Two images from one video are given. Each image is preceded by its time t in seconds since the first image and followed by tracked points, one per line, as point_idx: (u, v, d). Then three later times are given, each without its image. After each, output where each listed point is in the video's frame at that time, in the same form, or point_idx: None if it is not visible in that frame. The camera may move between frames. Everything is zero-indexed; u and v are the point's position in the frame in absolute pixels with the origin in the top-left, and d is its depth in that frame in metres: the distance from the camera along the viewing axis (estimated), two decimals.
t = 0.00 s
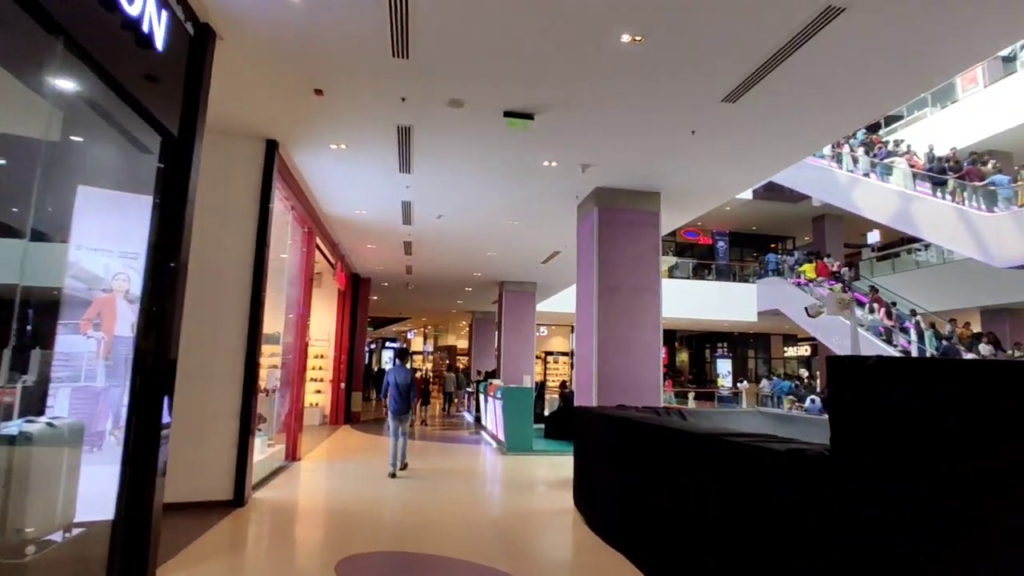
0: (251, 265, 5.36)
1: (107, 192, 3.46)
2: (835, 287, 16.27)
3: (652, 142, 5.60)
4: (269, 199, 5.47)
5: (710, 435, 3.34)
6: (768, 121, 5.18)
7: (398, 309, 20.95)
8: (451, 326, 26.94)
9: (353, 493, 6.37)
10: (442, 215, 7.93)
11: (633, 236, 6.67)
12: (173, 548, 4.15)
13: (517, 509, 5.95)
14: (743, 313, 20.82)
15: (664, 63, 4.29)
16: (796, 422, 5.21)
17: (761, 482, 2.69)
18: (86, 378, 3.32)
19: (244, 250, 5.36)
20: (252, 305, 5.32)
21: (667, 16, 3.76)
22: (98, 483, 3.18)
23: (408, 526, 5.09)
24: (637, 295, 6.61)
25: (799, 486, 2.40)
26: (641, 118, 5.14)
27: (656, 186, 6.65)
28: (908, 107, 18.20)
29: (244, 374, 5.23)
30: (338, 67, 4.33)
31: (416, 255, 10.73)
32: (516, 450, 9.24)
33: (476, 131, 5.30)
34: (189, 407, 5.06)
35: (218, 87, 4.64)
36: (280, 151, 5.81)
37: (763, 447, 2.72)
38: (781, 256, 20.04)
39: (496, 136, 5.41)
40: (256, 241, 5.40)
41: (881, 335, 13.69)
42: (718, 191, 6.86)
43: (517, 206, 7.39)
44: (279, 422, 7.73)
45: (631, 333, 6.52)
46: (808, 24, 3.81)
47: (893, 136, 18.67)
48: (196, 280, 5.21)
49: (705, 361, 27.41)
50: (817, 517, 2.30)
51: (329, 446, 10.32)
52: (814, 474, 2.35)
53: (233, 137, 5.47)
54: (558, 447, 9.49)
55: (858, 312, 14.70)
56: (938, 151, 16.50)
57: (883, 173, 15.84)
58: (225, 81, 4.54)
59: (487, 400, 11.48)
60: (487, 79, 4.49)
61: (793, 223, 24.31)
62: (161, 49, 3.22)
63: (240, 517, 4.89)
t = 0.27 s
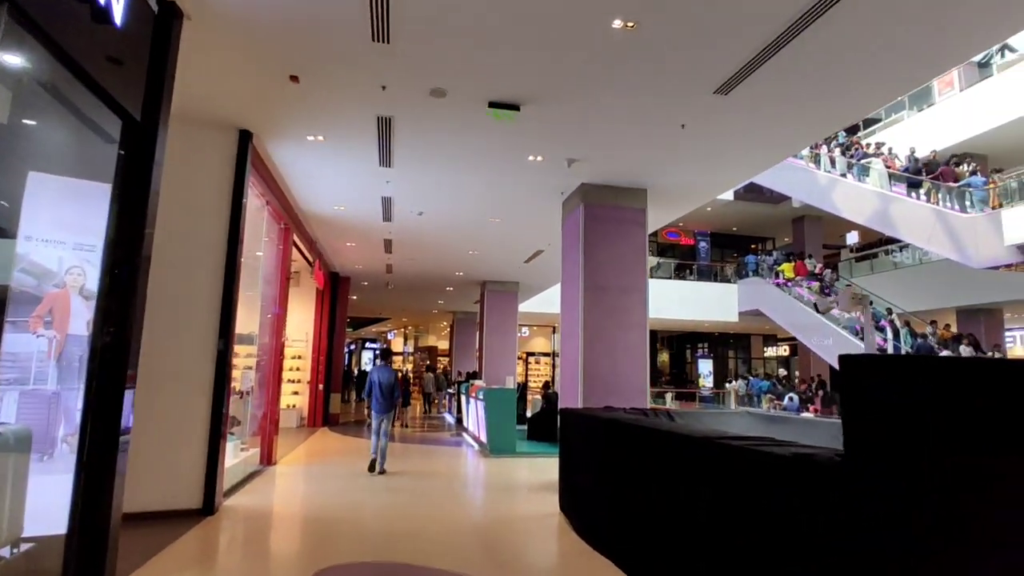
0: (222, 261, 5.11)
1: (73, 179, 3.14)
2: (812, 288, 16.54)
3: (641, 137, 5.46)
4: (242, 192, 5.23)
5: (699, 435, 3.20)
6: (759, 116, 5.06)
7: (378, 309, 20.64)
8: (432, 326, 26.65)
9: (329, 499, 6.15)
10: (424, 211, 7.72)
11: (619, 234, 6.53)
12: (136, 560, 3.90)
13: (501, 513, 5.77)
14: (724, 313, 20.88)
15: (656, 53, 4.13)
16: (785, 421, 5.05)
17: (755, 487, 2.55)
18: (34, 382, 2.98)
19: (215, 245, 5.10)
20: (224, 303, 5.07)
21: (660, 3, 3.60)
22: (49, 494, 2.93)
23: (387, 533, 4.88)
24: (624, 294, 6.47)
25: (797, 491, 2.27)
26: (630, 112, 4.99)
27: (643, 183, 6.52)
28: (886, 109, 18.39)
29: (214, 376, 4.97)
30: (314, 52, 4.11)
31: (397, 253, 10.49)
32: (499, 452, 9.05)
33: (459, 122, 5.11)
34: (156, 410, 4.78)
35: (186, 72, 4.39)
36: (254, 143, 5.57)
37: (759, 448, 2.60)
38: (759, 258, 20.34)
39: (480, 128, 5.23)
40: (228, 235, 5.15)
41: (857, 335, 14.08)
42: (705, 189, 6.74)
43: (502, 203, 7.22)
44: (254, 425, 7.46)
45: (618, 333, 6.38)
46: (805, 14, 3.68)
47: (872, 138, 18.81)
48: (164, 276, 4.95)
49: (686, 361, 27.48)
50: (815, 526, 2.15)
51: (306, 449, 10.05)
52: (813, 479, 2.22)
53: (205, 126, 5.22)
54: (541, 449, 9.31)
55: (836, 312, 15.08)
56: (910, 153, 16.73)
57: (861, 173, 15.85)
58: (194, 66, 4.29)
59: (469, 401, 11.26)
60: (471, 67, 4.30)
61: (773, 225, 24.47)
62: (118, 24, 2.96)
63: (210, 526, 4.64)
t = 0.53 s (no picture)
0: (199, 257, 4.88)
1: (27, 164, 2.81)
2: (797, 287, 16.58)
3: (635, 130, 5.31)
4: (220, 185, 5.00)
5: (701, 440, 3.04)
6: (757, 109, 4.93)
7: (364, 310, 20.36)
8: (419, 327, 26.43)
9: (312, 506, 5.93)
10: (410, 208, 7.52)
11: (612, 231, 6.37)
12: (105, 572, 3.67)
13: (491, 519, 5.59)
14: (712, 314, 20.84)
15: (653, 42, 3.98)
16: (783, 423, 4.90)
17: (765, 497, 2.38)
18: None
19: (192, 240, 4.87)
20: (200, 301, 4.83)
21: None
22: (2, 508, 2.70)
23: (372, 542, 4.68)
24: (617, 293, 6.30)
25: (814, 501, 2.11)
26: (625, 103, 4.84)
27: (636, 179, 6.37)
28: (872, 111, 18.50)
29: (190, 378, 4.73)
30: (295, 36, 3.91)
31: (383, 252, 10.27)
32: (488, 455, 8.86)
33: (448, 113, 4.92)
34: (127, 414, 4.52)
35: (161, 57, 4.17)
36: (233, 134, 5.34)
37: (768, 456, 2.44)
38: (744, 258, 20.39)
39: (470, 120, 5.05)
40: (205, 230, 4.92)
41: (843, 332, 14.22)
42: (699, 185, 6.61)
43: (491, 199, 7.04)
44: (234, 429, 7.21)
45: (610, 333, 6.21)
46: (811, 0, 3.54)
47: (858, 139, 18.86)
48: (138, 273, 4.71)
49: (674, 362, 27.46)
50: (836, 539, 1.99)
51: (290, 453, 9.78)
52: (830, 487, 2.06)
53: (181, 116, 4.99)
54: (531, 452, 9.13)
55: (821, 309, 15.18)
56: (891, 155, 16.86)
57: (845, 173, 15.96)
58: (168, 50, 4.07)
59: (457, 403, 11.05)
60: (461, 55, 4.12)
61: (761, 225, 24.51)
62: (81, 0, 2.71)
63: (185, 536, 4.41)
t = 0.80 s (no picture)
0: (188, 252, 4.69)
1: None
2: (796, 287, 16.44)
3: (641, 121, 5.14)
4: (210, 178, 4.82)
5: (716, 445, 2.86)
6: (767, 100, 4.76)
7: (361, 310, 20.17)
8: (416, 327, 26.26)
9: (306, 511, 5.74)
10: (408, 205, 7.33)
11: (615, 228, 6.20)
12: None
13: (492, 525, 5.42)
14: (712, 315, 20.70)
15: (663, 26, 3.80)
16: (794, 427, 4.72)
17: (792, 509, 2.20)
18: None
19: (181, 234, 4.68)
20: (190, 299, 4.64)
21: None
22: None
23: (368, 549, 4.50)
24: (621, 291, 6.12)
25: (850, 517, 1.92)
26: (631, 93, 4.67)
27: (640, 174, 6.21)
28: (875, 111, 18.26)
29: (179, 378, 4.54)
30: (287, 21, 3.72)
31: (380, 251, 10.09)
32: (487, 458, 8.66)
33: (448, 104, 4.74)
34: (111, 417, 4.32)
35: (147, 42, 3.98)
36: (225, 125, 5.14)
37: (797, 463, 2.26)
38: (742, 259, 20.29)
39: (471, 110, 4.87)
40: (194, 225, 4.73)
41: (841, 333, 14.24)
42: (704, 179, 6.45)
43: (491, 195, 6.86)
44: (227, 431, 7.01)
45: (614, 333, 6.03)
46: None
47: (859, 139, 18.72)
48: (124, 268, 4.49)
49: (673, 363, 27.32)
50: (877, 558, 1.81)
51: (284, 455, 9.59)
52: (868, 501, 1.87)
53: (170, 106, 4.79)
54: (531, 454, 8.96)
55: (819, 309, 15.16)
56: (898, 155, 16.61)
57: (845, 172, 15.92)
58: (155, 34, 3.88)
59: (455, 404, 10.87)
60: (462, 41, 3.93)
61: (760, 226, 24.40)
62: None
63: (172, 544, 4.22)
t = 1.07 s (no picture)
0: (176, 244, 4.50)
1: None
2: (794, 283, 16.40)
3: (647, 111, 4.97)
4: (198, 168, 4.63)
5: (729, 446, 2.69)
6: (778, 89, 4.61)
7: (356, 308, 19.96)
8: (412, 326, 26.10)
9: (299, 514, 5.56)
10: (404, 199, 7.16)
11: (619, 221, 6.03)
12: None
13: (492, 528, 5.25)
14: (710, 313, 20.58)
15: (674, 9, 3.63)
16: (805, 427, 4.54)
17: (816, 517, 2.02)
18: None
19: (169, 225, 4.49)
20: (177, 293, 4.45)
21: None
22: None
23: (362, 554, 4.32)
24: (624, 287, 5.95)
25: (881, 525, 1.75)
26: (637, 82, 4.51)
27: (644, 166, 6.04)
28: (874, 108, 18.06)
29: (166, 376, 4.35)
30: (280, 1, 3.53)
31: (376, 247, 9.92)
32: (485, 458, 8.48)
33: (448, 91, 4.57)
34: (93, 417, 4.13)
35: (131, 23, 3.78)
36: (215, 113, 4.94)
37: (822, 465, 2.07)
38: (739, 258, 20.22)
39: (471, 98, 4.69)
40: (182, 216, 4.55)
41: (838, 330, 14.20)
42: (709, 172, 6.30)
43: (490, 189, 6.69)
44: (217, 430, 6.82)
45: (617, 330, 5.87)
46: None
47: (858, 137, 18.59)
48: (108, 261, 4.29)
49: (670, 362, 27.21)
50: (911, 571, 1.64)
51: (277, 455, 9.39)
52: (902, 506, 1.70)
53: (157, 92, 4.59)
54: (529, 454, 8.79)
55: (817, 307, 15.13)
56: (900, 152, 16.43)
57: (842, 168, 15.91)
58: (140, 14, 3.68)
59: (452, 403, 10.71)
60: (463, 24, 3.76)
61: (758, 224, 24.29)
62: None
63: (158, 548, 4.04)
